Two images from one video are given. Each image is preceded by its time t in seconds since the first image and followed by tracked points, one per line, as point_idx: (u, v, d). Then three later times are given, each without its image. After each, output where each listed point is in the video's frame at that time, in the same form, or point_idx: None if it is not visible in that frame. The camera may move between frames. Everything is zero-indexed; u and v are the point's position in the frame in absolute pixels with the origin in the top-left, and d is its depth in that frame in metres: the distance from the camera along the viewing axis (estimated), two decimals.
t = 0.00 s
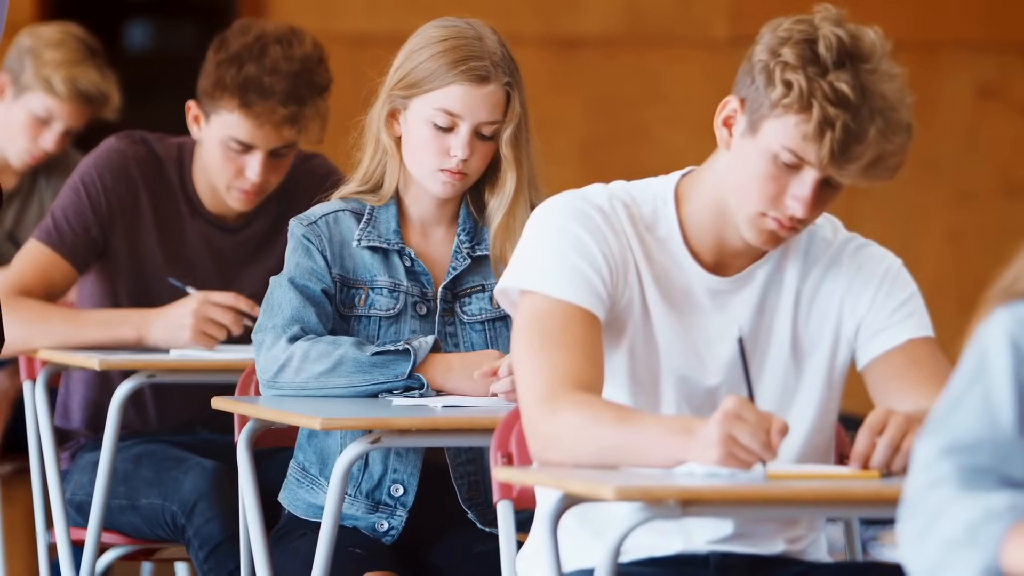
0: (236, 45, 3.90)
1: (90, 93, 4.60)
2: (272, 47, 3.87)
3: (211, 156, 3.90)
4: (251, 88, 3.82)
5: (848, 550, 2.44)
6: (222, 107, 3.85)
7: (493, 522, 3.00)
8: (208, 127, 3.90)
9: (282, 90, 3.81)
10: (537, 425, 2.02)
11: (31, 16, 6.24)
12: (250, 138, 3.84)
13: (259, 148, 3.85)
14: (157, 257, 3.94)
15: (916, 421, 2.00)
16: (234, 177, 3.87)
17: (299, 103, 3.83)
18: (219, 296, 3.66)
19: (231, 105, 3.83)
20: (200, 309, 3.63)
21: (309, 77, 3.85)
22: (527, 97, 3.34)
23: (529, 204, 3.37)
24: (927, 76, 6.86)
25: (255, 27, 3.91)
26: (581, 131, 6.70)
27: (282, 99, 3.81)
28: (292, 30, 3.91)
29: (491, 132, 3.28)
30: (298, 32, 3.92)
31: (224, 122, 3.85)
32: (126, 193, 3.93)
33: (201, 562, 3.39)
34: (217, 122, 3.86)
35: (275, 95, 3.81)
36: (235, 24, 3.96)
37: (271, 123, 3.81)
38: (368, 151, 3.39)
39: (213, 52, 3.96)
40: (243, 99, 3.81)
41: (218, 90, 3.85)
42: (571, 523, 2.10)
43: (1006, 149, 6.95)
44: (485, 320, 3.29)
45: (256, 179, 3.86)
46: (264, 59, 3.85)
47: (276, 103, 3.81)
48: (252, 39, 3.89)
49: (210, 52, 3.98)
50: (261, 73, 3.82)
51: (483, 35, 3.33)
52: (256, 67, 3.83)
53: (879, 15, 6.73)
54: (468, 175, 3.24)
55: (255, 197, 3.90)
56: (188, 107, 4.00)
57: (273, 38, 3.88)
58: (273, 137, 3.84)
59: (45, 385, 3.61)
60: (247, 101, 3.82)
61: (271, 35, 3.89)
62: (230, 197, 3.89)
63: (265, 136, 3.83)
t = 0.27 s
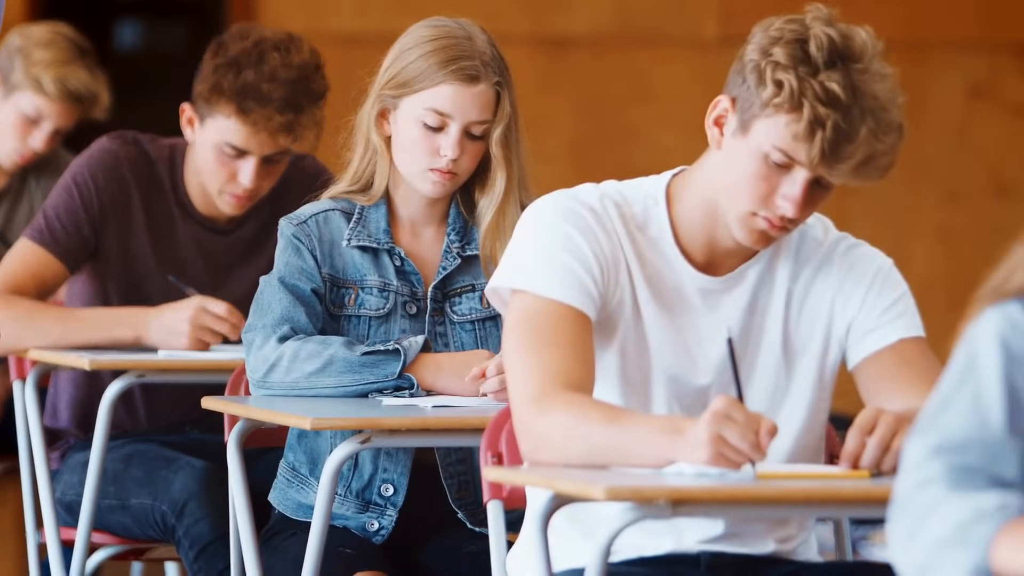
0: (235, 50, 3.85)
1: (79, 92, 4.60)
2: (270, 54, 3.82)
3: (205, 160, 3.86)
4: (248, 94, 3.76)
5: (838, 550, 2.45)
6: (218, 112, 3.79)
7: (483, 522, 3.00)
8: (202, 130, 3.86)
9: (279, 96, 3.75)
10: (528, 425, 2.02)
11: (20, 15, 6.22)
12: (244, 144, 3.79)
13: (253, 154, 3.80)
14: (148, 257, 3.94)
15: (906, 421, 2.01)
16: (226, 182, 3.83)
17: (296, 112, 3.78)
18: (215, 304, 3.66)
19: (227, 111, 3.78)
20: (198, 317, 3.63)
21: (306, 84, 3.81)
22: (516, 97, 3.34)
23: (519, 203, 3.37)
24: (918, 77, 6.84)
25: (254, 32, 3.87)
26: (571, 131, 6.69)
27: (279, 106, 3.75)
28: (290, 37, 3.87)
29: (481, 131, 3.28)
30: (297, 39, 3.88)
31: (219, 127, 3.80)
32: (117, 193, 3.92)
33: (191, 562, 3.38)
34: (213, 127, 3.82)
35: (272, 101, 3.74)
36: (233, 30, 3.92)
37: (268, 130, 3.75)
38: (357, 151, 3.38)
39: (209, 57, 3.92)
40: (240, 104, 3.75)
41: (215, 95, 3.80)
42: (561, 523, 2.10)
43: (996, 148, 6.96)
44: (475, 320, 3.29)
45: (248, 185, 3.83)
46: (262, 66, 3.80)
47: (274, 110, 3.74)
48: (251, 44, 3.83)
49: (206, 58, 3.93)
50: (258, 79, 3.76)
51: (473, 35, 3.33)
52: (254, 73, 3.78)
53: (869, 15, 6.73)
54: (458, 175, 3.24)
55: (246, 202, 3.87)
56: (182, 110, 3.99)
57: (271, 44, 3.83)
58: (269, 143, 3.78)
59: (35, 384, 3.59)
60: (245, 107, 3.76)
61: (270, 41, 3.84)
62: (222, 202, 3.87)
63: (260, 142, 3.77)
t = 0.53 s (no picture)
0: (230, 59, 3.87)
1: (67, 92, 4.59)
2: (266, 64, 3.84)
3: (196, 166, 3.87)
4: (242, 104, 3.78)
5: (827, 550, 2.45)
6: (211, 119, 3.80)
7: (470, 521, 2.99)
8: (194, 134, 3.86)
9: (273, 108, 3.78)
10: (516, 424, 2.02)
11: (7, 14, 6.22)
12: (236, 152, 3.81)
13: (244, 162, 3.81)
14: (138, 258, 3.94)
15: (895, 420, 2.01)
16: (217, 189, 3.84)
17: (289, 124, 3.81)
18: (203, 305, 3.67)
19: (220, 119, 3.79)
20: (188, 317, 3.63)
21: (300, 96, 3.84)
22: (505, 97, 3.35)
23: (508, 203, 3.38)
24: (906, 76, 6.87)
25: (251, 41, 3.89)
26: (558, 132, 6.69)
27: (273, 118, 3.79)
28: (286, 47, 3.89)
29: (469, 131, 3.28)
30: (292, 48, 3.90)
31: (210, 134, 3.82)
32: (108, 193, 3.92)
33: (179, 561, 3.37)
34: (204, 134, 3.83)
35: (266, 113, 3.78)
36: (230, 38, 3.93)
37: (261, 141, 3.78)
38: (346, 150, 3.37)
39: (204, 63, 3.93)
40: (233, 114, 3.77)
41: (209, 102, 3.81)
42: (549, 522, 2.10)
43: (984, 148, 6.97)
44: (463, 319, 3.29)
45: (238, 193, 3.84)
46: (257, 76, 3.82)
47: (267, 121, 3.78)
48: (246, 53, 3.86)
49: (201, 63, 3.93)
50: (253, 90, 3.79)
51: (462, 34, 3.34)
52: (249, 83, 3.80)
53: (858, 14, 6.74)
54: (446, 174, 3.23)
55: (235, 209, 3.89)
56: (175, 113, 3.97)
57: (267, 55, 3.85)
58: (261, 153, 3.81)
59: (24, 384, 3.58)
60: (238, 117, 3.78)
61: (266, 51, 3.86)
62: (211, 208, 3.88)
63: (251, 152, 3.80)
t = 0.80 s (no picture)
0: (223, 69, 3.86)
1: (53, 91, 4.57)
2: (258, 76, 3.84)
3: (186, 174, 3.89)
4: (233, 116, 3.79)
5: (814, 549, 2.45)
6: (201, 130, 3.81)
7: (458, 521, 2.98)
8: (184, 143, 3.87)
9: (264, 121, 3.78)
10: (502, 424, 2.02)
11: None
12: (226, 162, 3.82)
13: (234, 172, 3.82)
14: (128, 258, 3.94)
15: (882, 420, 2.01)
16: (206, 198, 3.86)
17: (279, 136, 3.82)
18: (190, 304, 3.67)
19: (211, 129, 3.80)
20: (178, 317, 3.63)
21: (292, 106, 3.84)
22: (491, 95, 3.35)
23: (495, 202, 3.38)
24: (892, 76, 6.86)
25: (243, 51, 3.88)
26: (545, 131, 6.59)
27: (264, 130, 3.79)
28: (279, 58, 3.90)
29: (456, 130, 3.28)
30: (285, 58, 3.91)
31: (199, 144, 3.83)
32: (98, 194, 3.92)
33: (166, 561, 3.36)
34: (195, 144, 3.84)
35: (257, 125, 3.78)
36: (222, 45, 3.92)
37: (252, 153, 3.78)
38: (333, 149, 3.35)
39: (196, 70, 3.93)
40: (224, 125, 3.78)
41: (200, 112, 3.82)
42: (537, 522, 2.10)
43: (971, 148, 6.97)
44: (450, 318, 3.29)
45: (228, 203, 3.85)
46: (249, 87, 3.82)
47: (257, 134, 3.78)
48: (239, 64, 3.85)
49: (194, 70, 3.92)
50: (244, 101, 3.79)
51: (448, 34, 3.34)
52: (241, 95, 3.81)
53: (845, 14, 6.74)
54: (433, 173, 3.23)
55: (224, 217, 3.91)
56: (165, 120, 3.96)
57: (259, 66, 3.85)
58: (252, 164, 3.81)
59: (10, 384, 3.57)
60: (229, 129, 3.79)
61: (258, 62, 3.86)
62: (200, 214, 3.90)
63: (241, 163, 3.81)
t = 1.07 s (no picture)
0: (218, 77, 4.05)
1: (42, 90, 4.56)
2: (253, 85, 4.03)
3: (177, 180, 3.93)
4: (227, 124, 3.89)
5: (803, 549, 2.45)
6: (194, 137, 3.89)
7: (447, 521, 2.97)
8: (176, 148, 3.93)
9: (257, 131, 3.90)
10: (492, 424, 2.02)
11: None
12: (218, 169, 3.89)
13: (226, 179, 3.90)
14: (118, 257, 3.95)
15: (872, 420, 2.01)
16: (198, 204, 3.91)
17: (272, 146, 3.95)
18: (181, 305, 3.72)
19: (203, 136, 3.89)
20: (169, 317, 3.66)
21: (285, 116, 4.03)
22: (481, 95, 3.36)
23: (485, 202, 3.37)
24: (881, 75, 6.74)
25: (238, 59, 4.10)
26: (533, 129, 6.56)
27: (257, 141, 3.90)
28: (273, 68, 4.11)
29: (445, 129, 3.28)
30: (279, 69, 4.12)
31: (192, 152, 3.90)
32: (89, 193, 3.94)
33: (156, 561, 3.37)
34: (188, 150, 3.90)
35: (251, 135, 3.89)
36: (217, 55, 4.14)
37: (245, 162, 3.87)
38: (322, 148, 3.35)
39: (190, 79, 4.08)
40: (219, 133, 3.88)
41: (193, 120, 3.90)
42: (527, 522, 2.10)
43: (960, 148, 6.88)
44: (440, 318, 3.28)
45: (220, 209, 3.92)
46: (244, 97, 3.99)
47: (251, 144, 3.88)
48: (234, 72, 4.05)
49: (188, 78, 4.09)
50: (239, 111, 3.93)
51: (437, 33, 3.34)
52: (235, 104, 3.95)
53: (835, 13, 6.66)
54: (422, 173, 3.23)
55: (216, 223, 3.96)
56: (159, 124, 3.99)
57: (254, 75, 4.06)
58: (245, 172, 3.90)
59: None
60: (223, 137, 3.89)
61: (253, 72, 4.07)
62: (191, 220, 3.95)
63: (234, 170, 3.89)
